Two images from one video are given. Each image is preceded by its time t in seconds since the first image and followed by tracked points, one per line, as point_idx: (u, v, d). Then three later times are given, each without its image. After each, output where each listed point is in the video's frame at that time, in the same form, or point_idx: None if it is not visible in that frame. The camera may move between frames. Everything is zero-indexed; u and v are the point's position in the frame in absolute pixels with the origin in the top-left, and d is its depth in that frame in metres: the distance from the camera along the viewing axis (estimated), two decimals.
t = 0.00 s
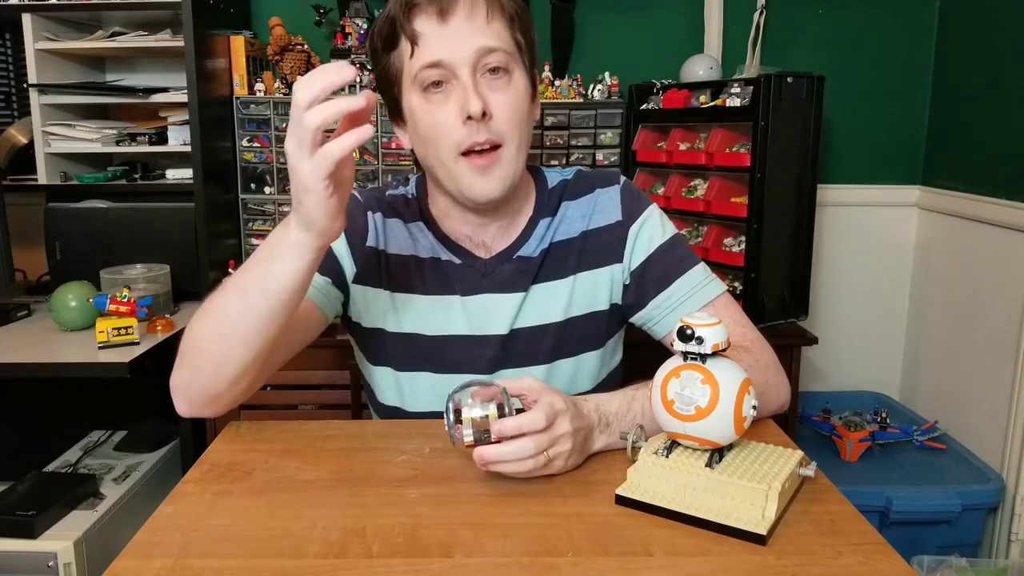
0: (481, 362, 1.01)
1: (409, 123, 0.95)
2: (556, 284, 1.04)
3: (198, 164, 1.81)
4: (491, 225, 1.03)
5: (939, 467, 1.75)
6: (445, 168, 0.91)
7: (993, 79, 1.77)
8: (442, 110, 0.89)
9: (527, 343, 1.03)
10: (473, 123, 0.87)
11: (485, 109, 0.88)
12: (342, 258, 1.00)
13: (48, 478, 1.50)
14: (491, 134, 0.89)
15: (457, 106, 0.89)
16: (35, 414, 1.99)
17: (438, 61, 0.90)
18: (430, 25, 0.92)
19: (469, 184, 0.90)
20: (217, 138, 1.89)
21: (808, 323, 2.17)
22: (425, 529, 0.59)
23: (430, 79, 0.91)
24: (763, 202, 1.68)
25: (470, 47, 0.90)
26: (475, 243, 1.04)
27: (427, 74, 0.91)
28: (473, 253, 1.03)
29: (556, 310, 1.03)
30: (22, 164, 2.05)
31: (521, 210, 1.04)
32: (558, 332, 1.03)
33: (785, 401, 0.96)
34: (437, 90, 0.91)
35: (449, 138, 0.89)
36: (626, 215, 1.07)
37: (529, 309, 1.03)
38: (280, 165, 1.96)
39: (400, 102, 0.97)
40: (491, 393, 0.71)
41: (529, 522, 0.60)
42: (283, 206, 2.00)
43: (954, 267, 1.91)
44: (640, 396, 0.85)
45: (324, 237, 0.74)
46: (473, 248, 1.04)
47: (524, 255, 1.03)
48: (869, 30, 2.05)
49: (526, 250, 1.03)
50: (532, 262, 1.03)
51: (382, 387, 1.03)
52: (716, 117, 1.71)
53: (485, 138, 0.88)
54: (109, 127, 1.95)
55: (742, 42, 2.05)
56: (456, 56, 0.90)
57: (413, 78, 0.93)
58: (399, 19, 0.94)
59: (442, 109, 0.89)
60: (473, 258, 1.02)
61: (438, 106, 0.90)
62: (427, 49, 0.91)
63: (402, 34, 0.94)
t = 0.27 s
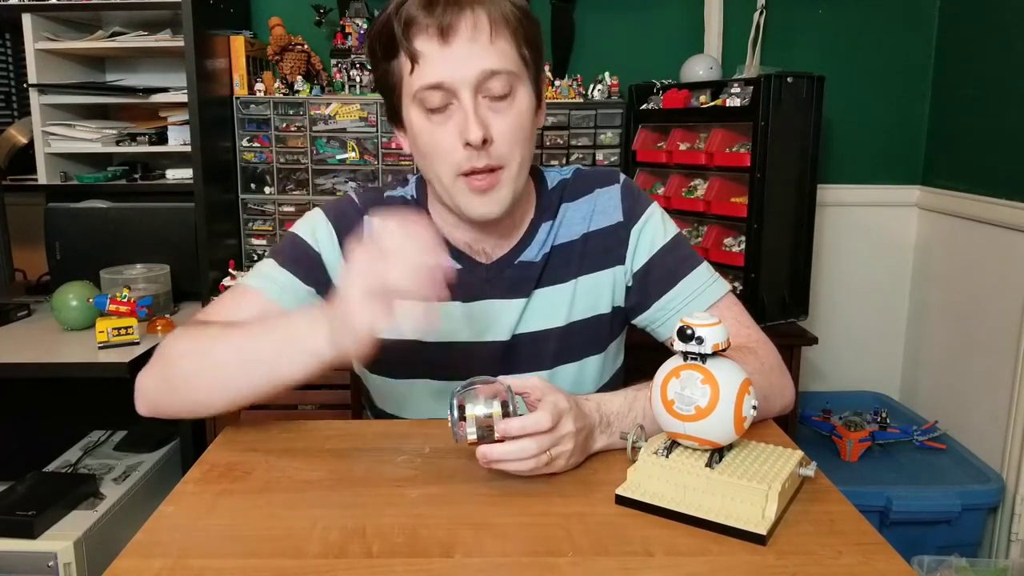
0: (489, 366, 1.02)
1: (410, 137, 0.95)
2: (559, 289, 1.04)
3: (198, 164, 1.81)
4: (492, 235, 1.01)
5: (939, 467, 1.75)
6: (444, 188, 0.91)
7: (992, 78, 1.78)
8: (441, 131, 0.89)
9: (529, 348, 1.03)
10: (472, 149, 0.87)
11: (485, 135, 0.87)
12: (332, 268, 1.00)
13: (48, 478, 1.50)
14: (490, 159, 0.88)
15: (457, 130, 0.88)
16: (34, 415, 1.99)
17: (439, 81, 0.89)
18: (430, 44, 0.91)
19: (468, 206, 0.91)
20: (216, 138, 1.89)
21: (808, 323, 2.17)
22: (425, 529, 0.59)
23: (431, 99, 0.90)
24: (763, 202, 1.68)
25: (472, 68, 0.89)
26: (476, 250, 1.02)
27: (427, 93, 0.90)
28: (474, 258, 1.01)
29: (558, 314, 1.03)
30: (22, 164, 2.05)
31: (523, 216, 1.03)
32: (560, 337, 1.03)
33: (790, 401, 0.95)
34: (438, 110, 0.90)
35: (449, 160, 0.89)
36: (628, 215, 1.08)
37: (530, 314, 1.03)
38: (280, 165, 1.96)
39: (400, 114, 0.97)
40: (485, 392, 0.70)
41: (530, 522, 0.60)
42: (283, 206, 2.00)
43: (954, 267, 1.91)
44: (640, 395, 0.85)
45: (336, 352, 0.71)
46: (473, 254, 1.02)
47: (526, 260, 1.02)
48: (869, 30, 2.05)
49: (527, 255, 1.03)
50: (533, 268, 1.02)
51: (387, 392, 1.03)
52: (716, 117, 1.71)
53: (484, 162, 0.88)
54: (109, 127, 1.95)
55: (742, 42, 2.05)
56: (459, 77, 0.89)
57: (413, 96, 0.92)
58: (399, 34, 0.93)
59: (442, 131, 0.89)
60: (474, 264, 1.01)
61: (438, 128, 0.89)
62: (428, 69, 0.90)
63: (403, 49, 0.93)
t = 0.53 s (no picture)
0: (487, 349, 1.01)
1: (426, 106, 0.94)
2: (564, 270, 1.04)
3: (198, 164, 1.81)
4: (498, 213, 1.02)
5: (939, 467, 1.75)
6: (452, 165, 0.92)
7: (992, 78, 1.78)
8: (457, 111, 0.89)
9: (531, 328, 1.03)
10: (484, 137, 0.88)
11: (500, 126, 0.87)
12: (334, 250, 1.00)
13: (48, 478, 1.50)
14: (501, 148, 0.89)
15: (473, 115, 0.88)
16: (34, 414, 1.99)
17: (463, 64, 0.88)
18: (462, 23, 0.87)
19: (473, 187, 0.92)
20: (216, 138, 1.89)
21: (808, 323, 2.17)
22: (425, 530, 0.59)
23: (453, 80, 0.88)
24: (763, 202, 1.68)
25: (499, 57, 0.87)
26: (481, 227, 1.03)
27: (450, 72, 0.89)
28: (480, 235, 1.02)
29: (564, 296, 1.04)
30: (22, 164, 2.06)
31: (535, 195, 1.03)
32: (563, 317, 1.03)
33: (790, 401, 0.95)
34: (458, 90, 0.89)
35: (460, 141, 0.89)
36: (638, 205, 1.08)
37: (535, 293, 1.03)
38: (280, 165, 1.96)
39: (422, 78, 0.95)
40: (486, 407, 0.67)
41: (530, 522, 0.60)
42: (283, 206, 2.00)
43: (954, 267, 1.91)
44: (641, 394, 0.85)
45: (360, 435, 0.73)
46: (478, 230, 1.03)
47: (533, 239, 1.02)
48: (870, 30, 2.05)
49: (535, 234, 1.03)
50: (539, 248, 1.02)
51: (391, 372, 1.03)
52: (716, 117, 1.71)
53: (495, 150, 0.89)
54: (109, 127, 1.95)
55: (742, 42, 2.05)
56: (484, 67, 0.87)
57: (435, 69, 0.90)
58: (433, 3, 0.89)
59: (458, 113, 0.89)
60: (480, 241, 1.02)
61: (455, 109, 0.89)
62: (454, 48, 0.88)
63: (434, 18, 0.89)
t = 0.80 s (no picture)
0: (505, 342, 1.01)
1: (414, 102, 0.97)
2: (579, 269, 1.02)
3: (198, 164, 1.81)
4: (505, 216, 1.00)
5: (940, 467, 1.75)
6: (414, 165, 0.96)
7: (992, 77, 1.78)
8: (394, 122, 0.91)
9: (543, 324, 1.01)
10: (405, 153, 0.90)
11: (412, 145, 0.88)
12: (353, 267, 1.03)
13: (47, 478, 1.49)
14: (423, 164, 0.90)
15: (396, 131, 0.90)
16: (34, 414, 1.99)
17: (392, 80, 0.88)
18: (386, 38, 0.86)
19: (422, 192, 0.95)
20: (216, 138, 1.89)
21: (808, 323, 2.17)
22: (425, 530, 0.59)
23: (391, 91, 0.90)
24: (763, 202, 1.68)
25: (407, 79, 0.85)
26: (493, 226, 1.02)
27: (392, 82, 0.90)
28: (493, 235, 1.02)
29: (575, 295, 1.02)
30: (22, 164, 2.06)
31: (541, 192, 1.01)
32: (574, 318, 1.02)
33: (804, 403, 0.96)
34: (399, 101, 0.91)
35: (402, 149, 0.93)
36: (655, 205, 1.05)
37: (546, 291, 1.02)
38: (280, 165, 1.96)
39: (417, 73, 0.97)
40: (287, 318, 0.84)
41: (530, 522, 0.60)
42: (283, 206, 2.00)
43: (954, 267, 1.91)
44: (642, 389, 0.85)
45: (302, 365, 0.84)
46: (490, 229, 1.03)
47: (546, 238, 1.01)
48: (869, 30, 2.05)
49: (548, 233, 1.02)
50: (552, 246, 1.01)
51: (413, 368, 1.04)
52: (716, 117, 1.71)
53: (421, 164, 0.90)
54: (109, 127, 1.95)
55: (742, 43, 2.05)
56: (444, 88, 0.84)
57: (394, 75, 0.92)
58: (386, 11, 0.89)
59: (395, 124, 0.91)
60: (495, 239, 1.01)
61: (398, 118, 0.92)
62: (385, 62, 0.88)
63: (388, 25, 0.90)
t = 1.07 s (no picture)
0: (482, 342, 0.98)
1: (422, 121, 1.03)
2: (553, 273, 0.97)
3: (198, 164, 1.81)
4: (487, 218, 0.99)
5: (940, 467, 1.75)
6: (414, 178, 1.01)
7: (992, 78, 1.78)
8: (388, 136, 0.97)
9: (513, 323, 0.97)
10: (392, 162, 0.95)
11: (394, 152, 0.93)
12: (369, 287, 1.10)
13: (48, 478, 1.50)
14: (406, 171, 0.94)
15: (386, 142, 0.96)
16: (34, 414, 1.99)
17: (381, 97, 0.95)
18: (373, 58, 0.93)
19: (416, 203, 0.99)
20: (216, 138, 1.89)
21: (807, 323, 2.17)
22: (425, 530, 0.59)
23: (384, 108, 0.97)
24: (763, 202, 1.68)
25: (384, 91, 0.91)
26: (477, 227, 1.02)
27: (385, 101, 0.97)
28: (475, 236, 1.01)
29: (551, 298, 0.97)
30: (22, 164, 2.06)
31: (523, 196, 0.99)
32: (550, 323, 0.97)
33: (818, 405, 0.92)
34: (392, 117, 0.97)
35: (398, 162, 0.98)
36: (640, 209, 0.98)
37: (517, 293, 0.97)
38: (279, 165, 1.96)
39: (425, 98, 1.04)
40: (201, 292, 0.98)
41: (530, 522, 0.60)
42: (283, 206, 2.00)
43: (954, 267, 1.91)
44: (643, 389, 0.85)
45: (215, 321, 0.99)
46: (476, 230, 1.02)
47: (519, 240, 0.98)
48: (870, 30, 2.05)
49: (521, 236, 0.98)
50: (523, 249, 0.98)
51: (408, 363, 1.03)
52: (716, 117, 1.71)
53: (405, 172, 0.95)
54: (109, 127, 1.95)
55: (741, 43, 2.06)
56: (407, 98, 0.89)
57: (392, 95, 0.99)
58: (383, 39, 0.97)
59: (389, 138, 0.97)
60: (477, 241, 1.01)
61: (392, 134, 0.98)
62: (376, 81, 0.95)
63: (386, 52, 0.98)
